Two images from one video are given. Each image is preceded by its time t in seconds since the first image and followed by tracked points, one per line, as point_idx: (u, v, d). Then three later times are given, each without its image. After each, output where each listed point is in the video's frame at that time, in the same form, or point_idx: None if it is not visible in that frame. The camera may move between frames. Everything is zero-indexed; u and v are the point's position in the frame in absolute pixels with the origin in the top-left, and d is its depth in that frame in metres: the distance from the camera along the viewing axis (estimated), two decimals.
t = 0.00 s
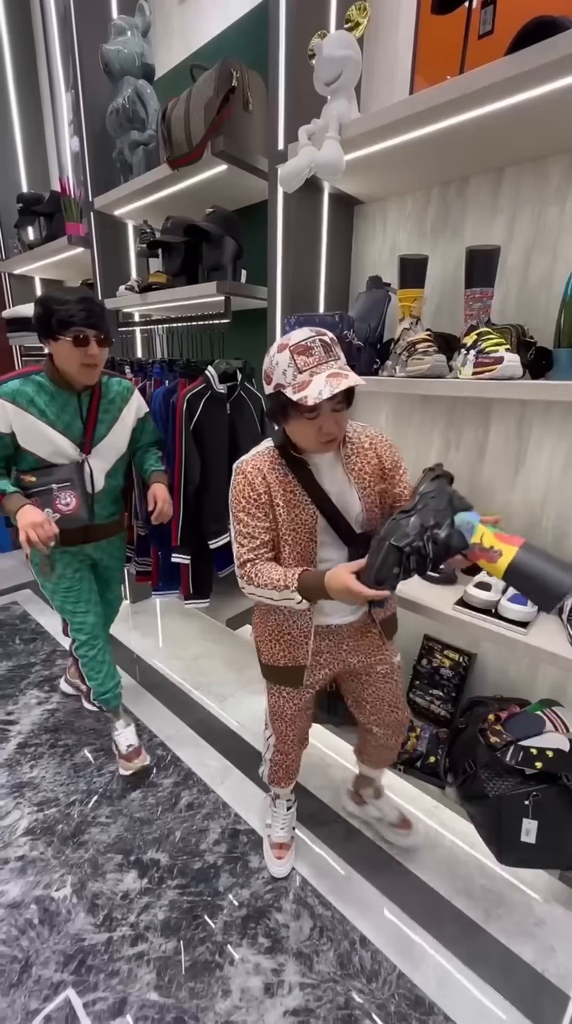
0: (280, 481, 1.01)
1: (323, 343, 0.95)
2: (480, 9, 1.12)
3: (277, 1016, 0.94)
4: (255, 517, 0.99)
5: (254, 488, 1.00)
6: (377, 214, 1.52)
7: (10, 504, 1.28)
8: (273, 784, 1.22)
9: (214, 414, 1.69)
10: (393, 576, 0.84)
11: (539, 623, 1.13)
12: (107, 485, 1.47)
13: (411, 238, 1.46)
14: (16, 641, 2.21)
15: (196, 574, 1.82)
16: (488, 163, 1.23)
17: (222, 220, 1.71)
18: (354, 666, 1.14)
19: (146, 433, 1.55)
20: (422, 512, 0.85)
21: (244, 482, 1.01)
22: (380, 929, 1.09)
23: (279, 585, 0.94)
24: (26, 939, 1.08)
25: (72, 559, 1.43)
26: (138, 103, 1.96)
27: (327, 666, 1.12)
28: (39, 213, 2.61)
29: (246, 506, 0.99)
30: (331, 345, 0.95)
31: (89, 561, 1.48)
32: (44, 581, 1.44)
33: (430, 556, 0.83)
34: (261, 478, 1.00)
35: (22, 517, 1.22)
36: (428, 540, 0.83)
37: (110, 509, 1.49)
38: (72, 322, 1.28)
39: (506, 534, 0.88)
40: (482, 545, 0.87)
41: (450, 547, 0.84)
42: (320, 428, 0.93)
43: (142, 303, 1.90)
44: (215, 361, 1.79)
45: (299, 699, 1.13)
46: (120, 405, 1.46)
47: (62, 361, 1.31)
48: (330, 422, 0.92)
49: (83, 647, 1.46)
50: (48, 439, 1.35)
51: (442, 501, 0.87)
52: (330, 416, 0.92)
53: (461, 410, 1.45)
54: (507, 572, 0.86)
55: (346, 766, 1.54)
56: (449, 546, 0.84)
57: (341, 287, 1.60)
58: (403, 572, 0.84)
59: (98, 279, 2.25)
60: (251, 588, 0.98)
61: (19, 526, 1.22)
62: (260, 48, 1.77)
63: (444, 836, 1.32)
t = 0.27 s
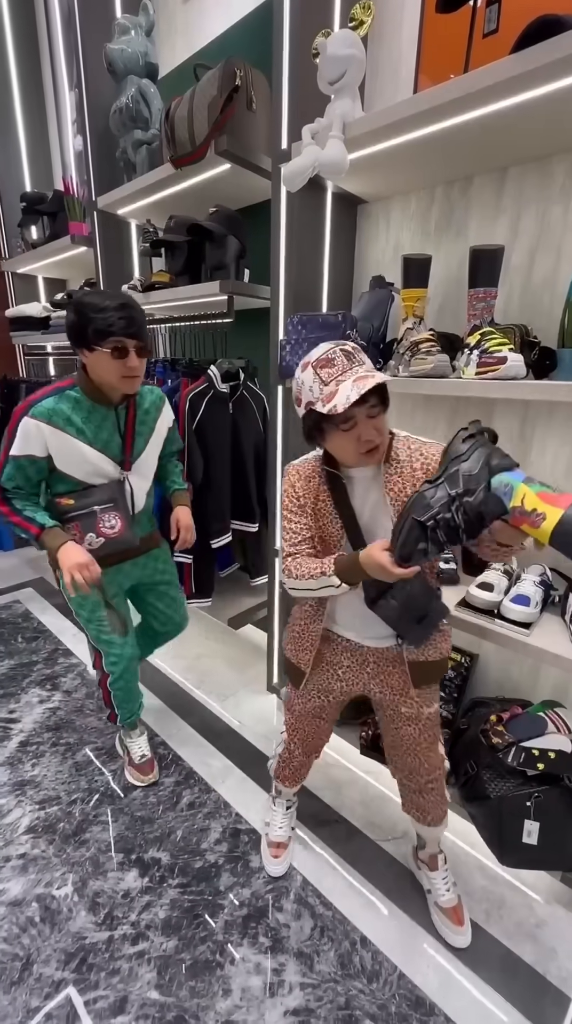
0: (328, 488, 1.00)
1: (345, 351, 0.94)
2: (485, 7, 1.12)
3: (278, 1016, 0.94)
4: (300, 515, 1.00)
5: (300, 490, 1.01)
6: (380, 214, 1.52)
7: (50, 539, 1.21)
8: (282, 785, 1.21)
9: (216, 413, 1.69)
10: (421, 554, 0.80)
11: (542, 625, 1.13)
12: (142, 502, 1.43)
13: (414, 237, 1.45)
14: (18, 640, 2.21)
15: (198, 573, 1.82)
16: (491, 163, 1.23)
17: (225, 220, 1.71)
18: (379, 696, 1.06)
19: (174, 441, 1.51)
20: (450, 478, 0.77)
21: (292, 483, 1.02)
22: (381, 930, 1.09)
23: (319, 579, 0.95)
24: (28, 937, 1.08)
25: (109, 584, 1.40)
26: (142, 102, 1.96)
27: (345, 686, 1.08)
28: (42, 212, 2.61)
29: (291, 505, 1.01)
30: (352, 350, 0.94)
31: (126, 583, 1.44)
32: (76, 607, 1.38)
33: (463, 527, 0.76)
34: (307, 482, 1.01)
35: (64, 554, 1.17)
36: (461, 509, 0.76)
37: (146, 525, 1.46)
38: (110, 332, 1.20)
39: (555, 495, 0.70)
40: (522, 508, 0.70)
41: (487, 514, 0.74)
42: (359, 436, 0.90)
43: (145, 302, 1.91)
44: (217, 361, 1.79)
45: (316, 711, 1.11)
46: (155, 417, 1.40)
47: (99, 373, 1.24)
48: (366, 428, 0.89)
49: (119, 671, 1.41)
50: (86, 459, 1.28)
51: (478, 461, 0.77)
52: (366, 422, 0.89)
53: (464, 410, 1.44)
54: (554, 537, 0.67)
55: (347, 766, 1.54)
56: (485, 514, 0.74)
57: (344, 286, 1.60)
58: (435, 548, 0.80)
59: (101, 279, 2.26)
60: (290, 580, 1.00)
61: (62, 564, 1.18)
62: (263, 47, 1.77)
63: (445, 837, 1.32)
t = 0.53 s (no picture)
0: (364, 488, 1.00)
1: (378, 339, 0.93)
2: (487, 11, 1.12)
3: (278, 1016, 0.95)
4: (334, 514, 1.01)
5: (334, 490, 1.02)
6: (383, 215, 1.53)
7: (91, 532, 1.13)
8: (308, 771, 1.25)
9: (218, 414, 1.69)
10: (435, 537, 0.79)
11: (544, 626, 1.13)
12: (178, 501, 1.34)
13: (416, 239, 1.46)
14: (19, 639, 2.22)
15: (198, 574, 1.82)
16: (493, 165, 1.23)
17: (228, 221, 1.71)
18: (403, 707, 1.07)
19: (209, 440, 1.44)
20: (460, 460, 0.79)
21: (327, 482, 1.03)
22: (382, 931, 1.09)
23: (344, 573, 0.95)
24: (29, 935, 1.08)
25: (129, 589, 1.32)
26: (145, 104, 1.97)
27: (370, 692, 1.10)
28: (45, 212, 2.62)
29: (325, 504, 1.02)
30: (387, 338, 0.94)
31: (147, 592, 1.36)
32: (94, 609, 1.34)
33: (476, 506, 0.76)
34: (341, 482, 1.01)
35: (107, 547, 1.09)
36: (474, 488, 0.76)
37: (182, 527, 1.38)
38: (159, 316, 1.13)
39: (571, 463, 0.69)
40: (534, 480, 0.70)
41: (500, 492, 0.74)
42: (390, 421, 0.89)
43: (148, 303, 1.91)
44: (219, 361, 1.81)
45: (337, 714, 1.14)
46: (197, 411, 1.32)
47: (145, 362, 1.17)
48: (397, 414, 0.88)
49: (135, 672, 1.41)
50: (127, 451, 1.20)
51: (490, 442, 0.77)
52: (397, 408, 0.88)
53: (466, 411, 1.44)
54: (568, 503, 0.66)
55: (348, 767, 1.54)
56: (499, 492, 0.74)
57: (346, 288, 1.60)
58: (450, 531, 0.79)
59: (104, 279, 2.26)
60: (318, 574, 0.99)
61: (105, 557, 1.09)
62: (267, 49, 1.78)
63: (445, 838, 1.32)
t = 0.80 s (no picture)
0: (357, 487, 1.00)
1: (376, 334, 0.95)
2: (490, 13, 1.13)
3: (278, 1015, 0.95)
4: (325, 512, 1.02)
5: (327, 491, 1.02)
6: (385, 216, 1.53)
7: (115, 536, 1.05)
8: (312, 774, 1.25)
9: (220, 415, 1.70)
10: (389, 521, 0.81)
11: (545, 627, 1.13)
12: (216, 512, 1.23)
13: (419, 240, 1.46)
14: (21, 639, 2.22)
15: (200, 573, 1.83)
16: (496, 166, 1.23)
17: (231, 222, 1.72)
18: (401, 712, 1.07)
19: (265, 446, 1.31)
20: (418, 451, 0.79)
21: (320, 483, 1.04)
22: (382, 932, 1.09)
23: (326, 568, 0.98)
24: (30, 934, 1.09)
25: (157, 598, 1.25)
26: (149, 105, 1.98)
27: (367, 697, 1.10)
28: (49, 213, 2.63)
29: (318, 504, 1.03)
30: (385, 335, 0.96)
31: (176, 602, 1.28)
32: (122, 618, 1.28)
33: (424, 495, 0.75)
34: (334, 483, 1.02)
35: (122, 551, 1.01)
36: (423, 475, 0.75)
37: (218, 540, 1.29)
38: (208, 316, 1.02)
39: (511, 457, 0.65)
40: (476, 470, 0.68)
41: (448, 483, 0.73)
42: (382, 413, 0.90)
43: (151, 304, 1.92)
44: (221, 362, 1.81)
45: (335, 720, 1.15)
46: (244, 415, 1.21)
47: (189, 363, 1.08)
48: (388, 404, 0.89)
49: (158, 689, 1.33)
50: (164, 455, 1.11)
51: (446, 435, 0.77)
52: (390, 400, 0.90)
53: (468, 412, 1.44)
54: (500, 491, 0.63)
55: (348, 768, 1.55)
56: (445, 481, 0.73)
57: (348, 289, 1.61)
58: (402, 516, 0.79)
59: (107, 280, 2.27)
60: (307, 572, 1.01)
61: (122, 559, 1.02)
62: (270, 50, 1.78)
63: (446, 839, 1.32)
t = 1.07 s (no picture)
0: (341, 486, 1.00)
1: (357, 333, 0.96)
2: (494, 13, 1.13)
3: (280, 1016, 0.94)
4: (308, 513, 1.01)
5: (311, 490, 1.01)
6: (388, 216, 1.53)
7: (131, 545, 1.02)
8: (307, 772, 1.25)
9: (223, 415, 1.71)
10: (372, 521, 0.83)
11: (547, 629, 1.13)
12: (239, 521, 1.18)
13: (422, 240, 1.46)
14: (23, 638, 2.23)
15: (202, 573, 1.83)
16: (500, 166, 1.23)
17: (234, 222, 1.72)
18: (382, 710, 1.07)
19: (300, 455, 1.23)
20: (409, 456, 0.78)
21: (304, 482, 1.04)
22: (383, 933, 1.09)
23: (311, 568, 0.98)
24: (31, 933, 1.09)
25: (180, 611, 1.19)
26: (152, 105, 1.98)
27: (349, 696, 1.10)
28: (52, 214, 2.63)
29: (302, 504, 1.02)
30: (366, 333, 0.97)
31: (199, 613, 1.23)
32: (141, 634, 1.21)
33: (411, 505, 0.77)
34: (318, 481, 1.01)
35: (135, 564, 0.99)
36: (411, 485, 0.76)
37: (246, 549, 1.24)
38: (241, 321, 0.96)
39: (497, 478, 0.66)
40: (463, 486, 0.69)
41: (434, 493, 0.74)
42: (360, 410, 0.91)
43: (153, 304, 1.92)
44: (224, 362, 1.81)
45: (319, 718, 1.15)
46: (272, 420, 1.14)
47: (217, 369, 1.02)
48: (365, 402, 0.91)
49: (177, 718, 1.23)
50: (184, 463, 1.07)
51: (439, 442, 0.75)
52: (367, 398, 0.91)
53: (471, 412, 1.44)
54: (482, 516, 0.64)
55: (350, 769, 1.55)
56: (433, 493, 0.74)
57: (350, 289, 1.61)
58: (386, 519, 0.81)
59: (109, 280, 2.27)
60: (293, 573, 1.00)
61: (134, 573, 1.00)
62: (273, 51, 1.78)
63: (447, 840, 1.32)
